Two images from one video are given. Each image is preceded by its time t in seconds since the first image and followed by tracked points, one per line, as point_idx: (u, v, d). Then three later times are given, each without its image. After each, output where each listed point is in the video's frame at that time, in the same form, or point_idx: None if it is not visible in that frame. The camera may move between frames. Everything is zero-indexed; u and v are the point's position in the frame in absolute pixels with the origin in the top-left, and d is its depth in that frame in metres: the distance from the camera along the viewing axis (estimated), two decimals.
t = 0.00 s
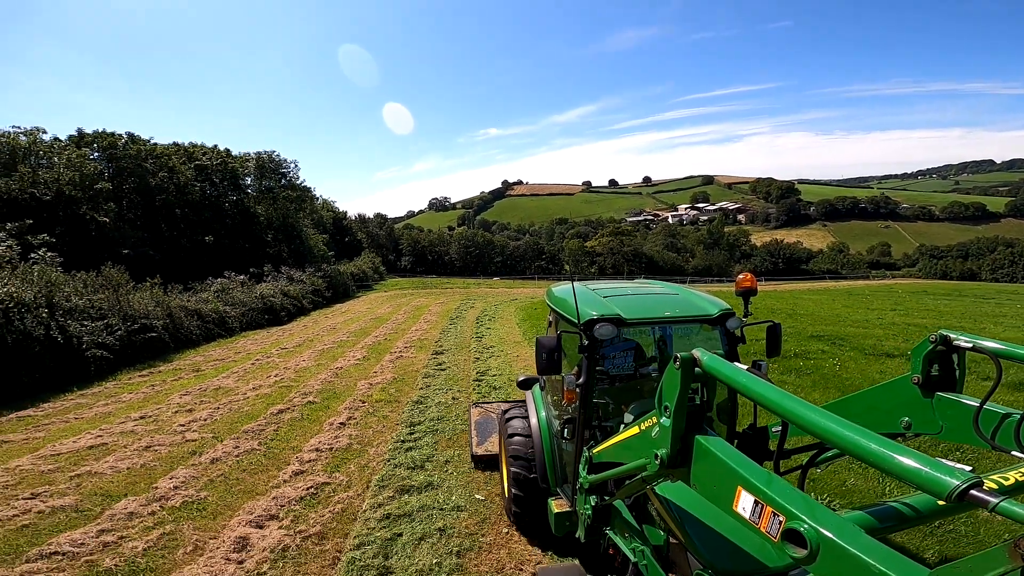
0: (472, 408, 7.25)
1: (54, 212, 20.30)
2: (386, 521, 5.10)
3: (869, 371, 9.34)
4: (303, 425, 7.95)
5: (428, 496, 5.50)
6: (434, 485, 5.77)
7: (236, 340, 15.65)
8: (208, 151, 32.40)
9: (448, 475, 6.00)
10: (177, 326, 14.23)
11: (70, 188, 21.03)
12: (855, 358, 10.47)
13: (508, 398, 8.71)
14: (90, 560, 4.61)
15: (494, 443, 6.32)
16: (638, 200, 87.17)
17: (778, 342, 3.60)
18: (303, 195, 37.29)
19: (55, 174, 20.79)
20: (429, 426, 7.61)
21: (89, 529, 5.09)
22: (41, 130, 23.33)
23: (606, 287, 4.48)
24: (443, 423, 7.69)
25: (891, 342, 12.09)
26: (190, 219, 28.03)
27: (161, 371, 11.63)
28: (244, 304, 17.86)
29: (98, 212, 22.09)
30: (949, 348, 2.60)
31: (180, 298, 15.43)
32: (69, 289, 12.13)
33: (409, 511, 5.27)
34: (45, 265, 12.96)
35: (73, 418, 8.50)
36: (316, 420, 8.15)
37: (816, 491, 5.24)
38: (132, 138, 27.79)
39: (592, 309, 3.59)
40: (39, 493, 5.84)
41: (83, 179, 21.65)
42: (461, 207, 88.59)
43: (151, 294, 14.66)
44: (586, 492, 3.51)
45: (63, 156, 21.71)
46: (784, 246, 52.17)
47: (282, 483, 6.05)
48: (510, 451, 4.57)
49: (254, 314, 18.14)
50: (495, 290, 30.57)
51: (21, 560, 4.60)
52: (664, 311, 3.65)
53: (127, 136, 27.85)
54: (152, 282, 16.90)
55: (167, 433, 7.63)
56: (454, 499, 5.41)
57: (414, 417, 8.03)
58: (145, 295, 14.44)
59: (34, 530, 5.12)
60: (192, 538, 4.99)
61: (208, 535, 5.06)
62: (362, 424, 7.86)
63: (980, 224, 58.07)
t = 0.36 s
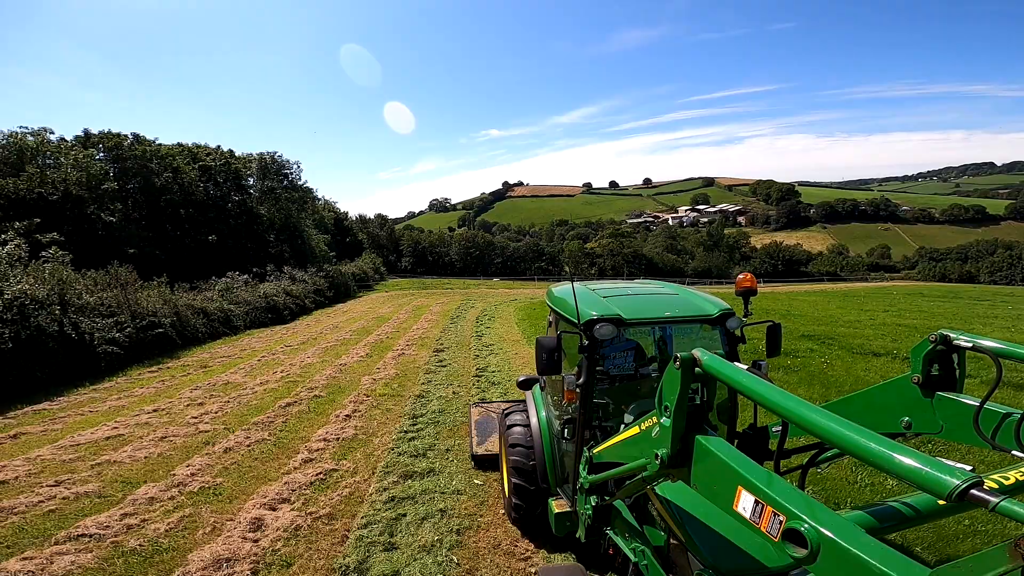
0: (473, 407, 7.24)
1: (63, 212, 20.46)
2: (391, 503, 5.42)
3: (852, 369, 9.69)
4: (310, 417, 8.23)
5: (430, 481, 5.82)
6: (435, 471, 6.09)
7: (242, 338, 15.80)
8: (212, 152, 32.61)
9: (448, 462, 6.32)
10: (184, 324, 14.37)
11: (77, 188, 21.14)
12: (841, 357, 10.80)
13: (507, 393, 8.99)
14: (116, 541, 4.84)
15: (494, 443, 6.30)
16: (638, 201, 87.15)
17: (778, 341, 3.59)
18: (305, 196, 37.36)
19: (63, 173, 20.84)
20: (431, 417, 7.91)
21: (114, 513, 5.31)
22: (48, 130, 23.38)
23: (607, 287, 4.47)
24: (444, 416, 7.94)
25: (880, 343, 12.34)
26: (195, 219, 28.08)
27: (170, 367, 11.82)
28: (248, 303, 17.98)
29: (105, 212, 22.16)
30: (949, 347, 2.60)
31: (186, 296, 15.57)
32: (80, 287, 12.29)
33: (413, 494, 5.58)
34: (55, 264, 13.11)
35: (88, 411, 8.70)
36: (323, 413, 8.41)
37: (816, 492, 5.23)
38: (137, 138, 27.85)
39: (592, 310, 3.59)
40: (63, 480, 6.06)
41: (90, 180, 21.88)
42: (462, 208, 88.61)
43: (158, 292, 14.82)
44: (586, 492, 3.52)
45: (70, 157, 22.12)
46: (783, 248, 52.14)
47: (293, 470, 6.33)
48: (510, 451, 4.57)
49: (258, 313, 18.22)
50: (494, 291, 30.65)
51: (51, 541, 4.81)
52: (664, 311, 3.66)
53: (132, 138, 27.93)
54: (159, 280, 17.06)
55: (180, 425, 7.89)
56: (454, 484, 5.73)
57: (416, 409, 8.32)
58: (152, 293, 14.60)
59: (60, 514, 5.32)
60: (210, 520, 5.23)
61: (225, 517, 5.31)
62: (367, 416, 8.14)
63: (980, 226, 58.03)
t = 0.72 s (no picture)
0: (473, 407, 7.22)
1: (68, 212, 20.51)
2: (395, 488, 5.71)
3: (836, 365, 10.08)
4: (316, 411, 8.45)
5: (431, 469, 6.12)
6: (437, 459, 6.39)
7: (245, 336, 15.91)
8: (213, 152, 32.49)
9: (449, 452, 6.61)
10: (188, 323, 14.47)
11: (82, 189, 21.16)
12: (830, 356, 11.07)
13: (506, 389, 9.20)
14: (139, 525, 5.05)
15: (494, 444, 6.30)
16: (637, 203, 87.17)
17: (778, 341, 3.59)
18: (305, 197, 37.36)
19: (67, 174, 20.75)
20: (432, 411, 8.17)
21: (135, 499, 5.53)
22: (52, 130, 23.39)
23: (607, 287, 4.47)
24: (445, 411, 8.16)
25: (870, 343, 12.55)
26: (197, 219, 28.12)
27: (177, 364, 11.97)
28: (250, 302, 17.99)
29: (108, 213, 22.21)
30: (949, 347, 2.60)
31: (190, 296, 15.67)
32: (89, 286, 12.40)
33: (415, 480, 5.90)
34: (63, 263, 13.25)
35: (100, 406, 8.88)
36: (328, 407, 8.63)
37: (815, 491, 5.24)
38: (140, 139, 27.87)
39: (592, 309, 3.59)
40: (84, 469, 6.27)
41: (94, 180, 21.79)
42: (461, 209, 88.59)
43: (163, 291, 14.93)
44: (586, 492, 3.52)
45: (74, 157, 21.79)
46: (781, 249, 52.19)
47: (302, 458, 6.60)
48: (510, 451, 4.57)
49: (260, 313, 18.26)
50: (492, 292, 30.71)
51: (78, 526, 5.00)
52: (664, 310, 3.66)
53: (135, 138, 27.88)
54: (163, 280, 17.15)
55: (191, 418, 8.10)
56: (454, 471, 6.03)
57: (417, 404, 8.55)
58: (158, 292, 14.73)
59: (84, 501, 5.52)
60: (226, 505, 5.48)
61: (240, 502, 5.56)
62: (371, 410, 8.37)
63: (977, 228, 58.14)
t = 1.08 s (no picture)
0: (473, 408, 7.23)
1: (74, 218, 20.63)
2: (399, 476, 6.03)
3: (823, 362, 10.51)
4: (322, 408, 8.68)
5: (433, 459, 6.41)
6: (438, 450, 6.70)
7: (250, 338, 15.99)
8: (215, 157, 32.56)
9: (450, 443, 6.93)
10: (195, 325, 14.60)
11: (88, 194, 21.29)
12: (827, 356, 11.18)
13: (505, 387, 9.40)
14: (162, 513, 5.34)
15: (494, 446, 6.27)
16: (636, 204, 87.19)
17: (778, 342, 3.60)
18: (306, 201, 37.31)
19: (72, 181, 20.86)
20: (434, 405, 8.46)
21: (156, 490, 5.82)
22: (57, 137, 23.55)
23: (607, 287, 4.47)
24: (446, 407, 8.41)
25: (860, 341, 12.79)
26: (199, 224, 28.15)
27: (186, 365, 12.16)
28: (254, 305, 18.00)
29: (114, 217, 22.30)
30: (949, 348, 2.60)
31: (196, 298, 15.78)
32: (98, 290, 12.58)
33: (417, 468, 6.21)
34: (72, 267, 13.40)
35: (114, 405, 9.12)
36: (334, 403, 8.88)
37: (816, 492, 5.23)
38: (143, 144, 28.00)
39: (592, 310, 3.59)
40: (105, 463, 6.54)
41: (99, 185, 21.90)
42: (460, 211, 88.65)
43: (170, 294, 15.05)
44: (586, 493, 3.52)
45: (78, 164, 22.02)
46: (779, 250, 52.26)
47: (311, 451, 6.89)
48: (509, 452, 4.57)
49: (264, 315, 18.29)
50: (492, 294, 30.75)
51: (105, 514, 5.29)
52: (664, 311, 3.65)
53: (138, 143, 28.02)
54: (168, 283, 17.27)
55: (204, 415, 8.37)
56: (455, 460, 6.36)
57: (420, 400, 8.79)
58: (164, 295, 14.86)
59: (108, 491, 5.82)
60: (242, 493, 5.78)
61: (255, 490, 5.86)
62: (375, 405, 8.62)
63: (975, 227, 58.20)
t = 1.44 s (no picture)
0: (473, 408, 7.19)
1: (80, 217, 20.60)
2: (402, 462, 6.38)
3: (815, 360, 10.71)
4: (327, 402, 8.90)
5: (434, 448, 6.74)
6: (439, 440, 7.04)
7: (255, 336, 16.02)
8: (217, 157, 32.65)
9: (449, 433, 7.26)
10: (200, 322, 14.68)
11: (94, 194, 21.31)
12: (823, 355, 11.30)
13: (506, 382, 9.54)
14: (181, 497, 5.65)
15: (494, 446, 6.25)
16: (636, 205, 87.24)
17: (778, 341, 3.59)
18: (307, 201, 37.35)
19: (78, 180, 20.84)
20: (434, 398, 8.74)
21: (174, 477, 6.12)
22: (62, 135, 23.58)
23: (607, 286, 4.47)
24: (446, 400, 8.67)
25: (844, 340, 13.08)
26: (202, 222, 28.22)
27: (193, 361, 12.32)
28: (258, 303, 18.05)
29: (118, 216, 22.33)
30: (949, 347, 2.61)
31: (201, 296, 15.85)
32: (107, 287, 12.68)
33: (420, 456, 6.56)
34: (80, 265, 13.50)
35: (126, 398, 9.34)
36: (338, 396, 9.13)
37: (814, 490, 5.26)
38: (146, 144, 28.04)
39: (592, 309, 3.59)
40: (124, 452, 6.83)
41: (104, 185, 21.93)
42: (460, 211, 88.72)
43: (176, 291, 15.14)
44: (586, 491, 3.52)
45: (84, 163, 22.17)
46: (778, 250, 52.34)
47: (319, 440, 7.21)
48: (510, 451, 4.57)
49: (267, 313, 18.33)
50: (491, 294, 30.80)
51: (127, 499, 5.59)
52: (664, 310, 3.66)
53: (141, 143, 28.05)
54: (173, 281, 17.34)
55: (214, 407, 8.63)
56: (455, 448, 6.70)
57: (420, 393, 9.04)
58: (171, 292, 14.95)
59: (128, 479, 6.11)
60: (255, 479, 6.09)
61: (267, 476, 6.17)
62: (378, 400, 8.83)
63: (973, 229, 58.29)
